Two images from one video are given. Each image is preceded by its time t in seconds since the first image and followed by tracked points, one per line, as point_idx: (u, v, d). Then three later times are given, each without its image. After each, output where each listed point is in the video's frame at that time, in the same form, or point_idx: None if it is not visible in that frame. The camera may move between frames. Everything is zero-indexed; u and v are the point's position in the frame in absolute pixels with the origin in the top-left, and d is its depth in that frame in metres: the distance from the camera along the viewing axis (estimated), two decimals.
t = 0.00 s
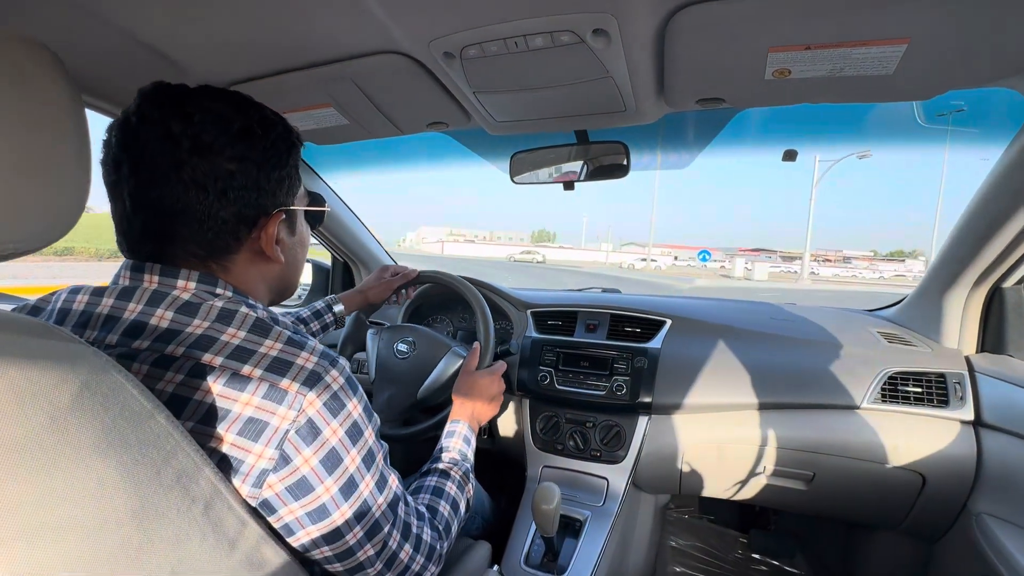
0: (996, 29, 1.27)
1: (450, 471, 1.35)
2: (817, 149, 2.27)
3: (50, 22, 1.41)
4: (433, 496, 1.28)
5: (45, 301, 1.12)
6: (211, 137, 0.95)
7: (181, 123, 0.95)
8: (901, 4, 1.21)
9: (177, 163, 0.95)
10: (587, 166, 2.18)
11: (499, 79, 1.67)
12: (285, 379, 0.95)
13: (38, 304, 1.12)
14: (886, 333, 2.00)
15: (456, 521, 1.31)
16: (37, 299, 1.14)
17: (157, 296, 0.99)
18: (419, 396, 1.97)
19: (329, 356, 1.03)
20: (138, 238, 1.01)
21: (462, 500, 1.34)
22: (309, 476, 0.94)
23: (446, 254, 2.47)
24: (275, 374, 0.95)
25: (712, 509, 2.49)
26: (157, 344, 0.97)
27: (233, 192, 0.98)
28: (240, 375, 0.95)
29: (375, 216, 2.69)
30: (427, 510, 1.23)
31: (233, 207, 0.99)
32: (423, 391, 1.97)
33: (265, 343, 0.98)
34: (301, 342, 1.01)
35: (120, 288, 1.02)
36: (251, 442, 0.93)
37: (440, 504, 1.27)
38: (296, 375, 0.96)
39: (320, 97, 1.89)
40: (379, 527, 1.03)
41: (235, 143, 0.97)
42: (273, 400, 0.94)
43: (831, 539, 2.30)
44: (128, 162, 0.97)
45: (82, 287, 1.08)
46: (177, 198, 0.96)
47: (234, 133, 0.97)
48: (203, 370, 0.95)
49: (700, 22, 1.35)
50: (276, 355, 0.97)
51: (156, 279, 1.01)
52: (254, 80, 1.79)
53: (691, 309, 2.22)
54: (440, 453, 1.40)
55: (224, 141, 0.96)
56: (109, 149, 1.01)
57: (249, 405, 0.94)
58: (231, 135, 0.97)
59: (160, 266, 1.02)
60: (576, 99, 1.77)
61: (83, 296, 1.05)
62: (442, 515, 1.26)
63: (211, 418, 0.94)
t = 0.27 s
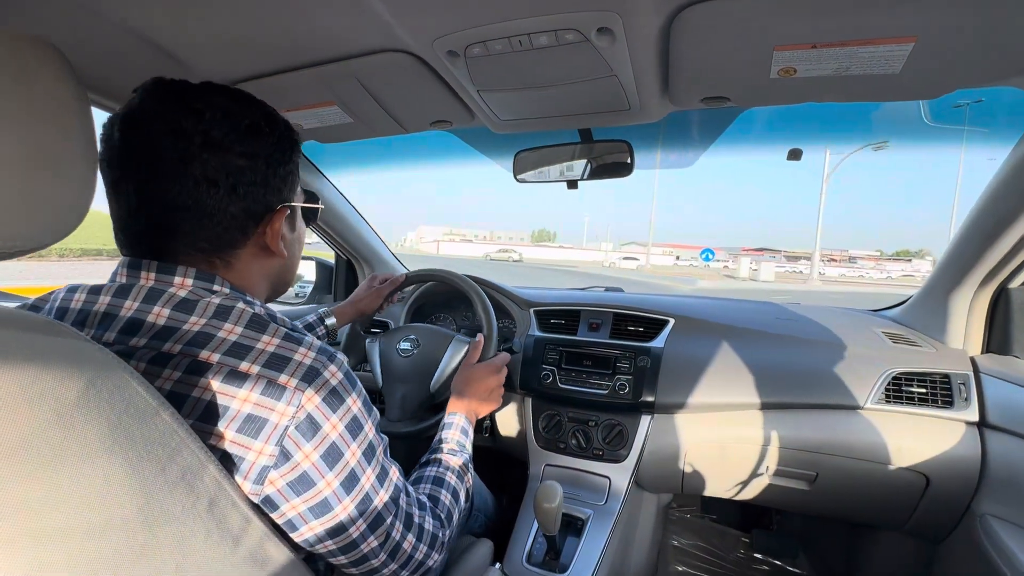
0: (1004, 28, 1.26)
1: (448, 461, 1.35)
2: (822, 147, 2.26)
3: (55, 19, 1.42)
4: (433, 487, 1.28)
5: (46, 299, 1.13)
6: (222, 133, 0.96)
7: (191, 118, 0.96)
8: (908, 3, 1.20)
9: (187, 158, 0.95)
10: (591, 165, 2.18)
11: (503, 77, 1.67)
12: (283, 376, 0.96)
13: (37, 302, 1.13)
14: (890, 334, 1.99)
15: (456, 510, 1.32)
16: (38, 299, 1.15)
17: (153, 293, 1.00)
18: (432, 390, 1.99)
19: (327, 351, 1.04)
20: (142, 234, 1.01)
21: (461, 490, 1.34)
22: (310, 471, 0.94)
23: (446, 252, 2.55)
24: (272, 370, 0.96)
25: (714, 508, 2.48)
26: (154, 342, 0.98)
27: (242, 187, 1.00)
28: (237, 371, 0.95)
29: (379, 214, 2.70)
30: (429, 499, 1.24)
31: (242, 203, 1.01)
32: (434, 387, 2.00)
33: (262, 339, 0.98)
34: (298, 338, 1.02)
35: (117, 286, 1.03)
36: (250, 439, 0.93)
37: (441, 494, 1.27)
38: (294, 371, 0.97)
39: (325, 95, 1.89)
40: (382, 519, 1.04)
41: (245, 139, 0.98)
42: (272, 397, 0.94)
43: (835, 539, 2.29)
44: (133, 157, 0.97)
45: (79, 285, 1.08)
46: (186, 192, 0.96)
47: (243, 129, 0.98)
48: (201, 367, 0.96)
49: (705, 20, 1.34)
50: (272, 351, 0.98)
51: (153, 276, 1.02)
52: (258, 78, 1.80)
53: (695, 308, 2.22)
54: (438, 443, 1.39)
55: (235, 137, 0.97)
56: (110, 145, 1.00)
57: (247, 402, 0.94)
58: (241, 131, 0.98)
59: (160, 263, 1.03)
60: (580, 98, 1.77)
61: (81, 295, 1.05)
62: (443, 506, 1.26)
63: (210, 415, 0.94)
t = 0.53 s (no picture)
0: (1006, 34, 1.26)
1: (440, 471, 1.35)
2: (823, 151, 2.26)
3: (57, 18, 1.42)
4: (425, 497, 1.28)
5: (45, 297, 1.13)
6: (239, 133, 0.98)
7: (208, 118, 0.96)
8: (909, 9, 1.20)
9: (205, 157, 0.96)
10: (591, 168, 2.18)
11: (504, 80, 1.67)
12: (282, 376, 0.95)
13: (36, 301, 1.13)
14: (890, 339, 1.99)
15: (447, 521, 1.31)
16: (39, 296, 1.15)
17: (153, 291, 1.00)
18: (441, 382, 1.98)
19: (326, 353, 1.04)
20: (154, 232, 1.00)
21: (452, 501, 1.34)
22: (306, 474, 0.94)
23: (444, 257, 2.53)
24: (271, 371, 0.96)
25: (713, 513, 2.47)
26: (154, 340, 0.97)
27: (258, 187, 1.01)
28: (236, 370, 0.95)
29: (380, 215, 2.71)
30: (420, 509, 1.24)
31: (257, 202, 1.02)
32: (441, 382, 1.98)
33: (262, 339, 0.99)
34: (297, 339, 1.02)
35: (118, 284, 1.02)
36: (247, 439, 0.93)
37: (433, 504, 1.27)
38: (293, 371, 0.97)
39: (326, 96, 1.89)
40: (375, 527, 1.04)
41: (261, 139, 1.00)
42: (270, 397, 0.94)
43: (833, 544, 2.28)
44: (148, 155, 0.96)
45: (79, 284, 1.08)
46: (204, 191, 0.96)
47: (260, 131, 1.00)
48: (200, 366, 0.95)
49: (706, 24, 1.34)
50: (272, 351, 0.98)
51: (155, 274, 1.01)
52: (259, 79, 1.80)
53: (694, 312, 2.21)
54: (431, 455, 1.39)
55: (252, 138, 0.99)
56: (119, 144, 0.99)
57: (245, 402, 0.94)
58: (257, 132, 1.00)
59: (162, 261, 1.02)
60: (581, 101, 1.77)
61: (81, 293, 1.05)
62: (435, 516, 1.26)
63: (207, 414, 0.94)
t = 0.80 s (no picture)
0: (1005, 33, 1.26)
1: (438, 471, 1.35)
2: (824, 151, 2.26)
3: (57, 18, 1.42)
4: (422, 497, 1.28)
5: (42, 298, 1.13)
6: (213, 126, 0.96)
7: (183, 113, 0.96)
8: (909, 8, 1.20)
9: (179, 153, 0.95)
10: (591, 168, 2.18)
11: (503, 79, 1.67)
12: (280, 376, 0.95)
13: (34, 301, 1.13)
14: (889, 338, 1.99)
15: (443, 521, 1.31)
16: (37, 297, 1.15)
17: (151, 291, 1.00)
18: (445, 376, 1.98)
19: (325, 353, 1.04)
20: (138, 230, 1.01)
21: (449, 502, 1.34)
22: (306, 475, 0.94)
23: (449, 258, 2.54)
24: (270, 371, 0.95)
25: (713, 512, 2.48)
26: (151, 340, 0.97)
27: (236, 182, 0.99)
28: (234, 370, 0.95)
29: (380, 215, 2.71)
30: (417, 510, 1.24)
31: (235, 197, 1.00)
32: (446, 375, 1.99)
33: (260, 339, 0.99)
34: (296, 338, 1.02)
35: (114, 283, 1.02)
36: (246, 439, 0.93)
37: (430, 505, 1.27)
38: (292, 371, 0.97)
39: (325, 96, 1.89)
40: (374, 527, 1.05)
41: (237, 132, 0.98)
42: (268, 397, 0.94)
43: (833, 542, 2.28)
44: (130, 153, 0.97)
45: (76, 284, 1.08)
46: (179, 187, 0.96)
47: (236, 124, 0.98)
48: (197, 366, 0.95)
49: (706, 24, 1.34)
50: (271, 351, 0.98)
51: (151, 274, 1.01)
52: (259, 78, 1.80)
53: (694, 311, 2.22)
54: (428, 455, 1.38)
55: (227, 131, 0.97)
56: (107, 143, 1.01)
57: (243, 402, 0.94)
58: (232, 125, 0.98)
59: (157, 261, 1.02)
60: (580, 100, 1.77)
61: (78, 293, 1.05)
62: (433, 516, 1.26)
63: (206, 414, 0.94)
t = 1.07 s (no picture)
0: (1005, 33, 1.26)
1: (434, 475, 1.35)
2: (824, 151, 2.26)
3: (56, 17, 1.41)
4: (417, 499, 1.27)
5: (35, 297, 1.13)
6: (191, 122, 0.96)
7: (161, 110, 0.96)
8: (909, 8, 1.20)
9: (159, 151, 0.95)
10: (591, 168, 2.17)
11: (503, 79, 1.67)
12: (276, 375, 0.95)
13: (29, 301, 1.13)
14: (889, 337, 1.99)
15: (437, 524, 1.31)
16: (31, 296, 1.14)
17: (144, 290, 0.99)
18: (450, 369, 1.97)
19: (321, 352, 1.04)
20: (124, 232, 1.01)
21: (443, 505, 1.33)
22: (302, 475, 0.94)
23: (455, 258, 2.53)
24: (266, 370, 0.95)
25: (713, 512, 2.48)
26: (146, 340, 0.97)
27: (218, 178, 0.99)
28: (230, 370, 0.94)
29: (380, 215, 2.71)
30: (412, 512, 1.23)
31: (218, 194, 1.00)
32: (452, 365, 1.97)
33: (256, 339, 0.98)
34: (291, 338, 1.02)
35: (107, 283, 1.02)
36: (243, 439, 0.92)
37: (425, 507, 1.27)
38: (288, 371, 0.96)
39: (325, 95, 1.89)
40: (369, 526, 1.05)
41: (216, 127, 0.98)
42: (264, 397, 0.94)
43: (832, 542, 2.28)
44: (112, 153, 0.98)
45: (69, 284, 1.08)
46: (161, 185, 0.96)
47: (214, 118, 0.98)
48: (193, 365, 0.95)
49: (706, 23, 1.34)
50: (267, 350, 0.98)
51: (143, 274, 1.01)
52: (259, 78, 1.79)
53: (695, 311, 2.21)
54: (422, 458, 1.39)
55: (205, 126, 0.97)
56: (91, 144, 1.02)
57: (239, 402, 0.93)
58: (211, 120, 0.97)
59: (149, 260, 1.02)
60: (581, 99, 1.77)
61: (71, 293, 1.05)
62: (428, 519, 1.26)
63: (202, 414, 0.93)
